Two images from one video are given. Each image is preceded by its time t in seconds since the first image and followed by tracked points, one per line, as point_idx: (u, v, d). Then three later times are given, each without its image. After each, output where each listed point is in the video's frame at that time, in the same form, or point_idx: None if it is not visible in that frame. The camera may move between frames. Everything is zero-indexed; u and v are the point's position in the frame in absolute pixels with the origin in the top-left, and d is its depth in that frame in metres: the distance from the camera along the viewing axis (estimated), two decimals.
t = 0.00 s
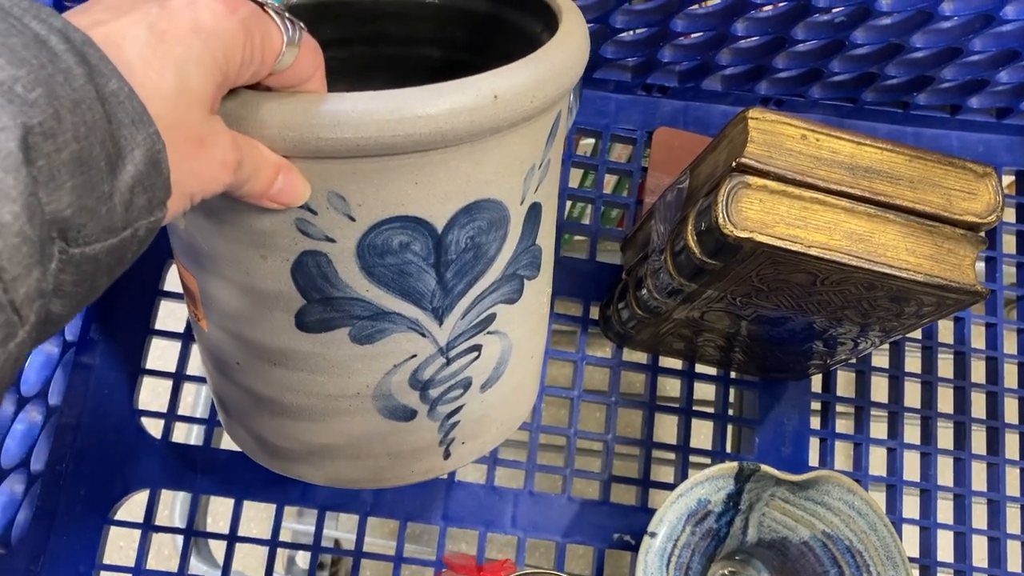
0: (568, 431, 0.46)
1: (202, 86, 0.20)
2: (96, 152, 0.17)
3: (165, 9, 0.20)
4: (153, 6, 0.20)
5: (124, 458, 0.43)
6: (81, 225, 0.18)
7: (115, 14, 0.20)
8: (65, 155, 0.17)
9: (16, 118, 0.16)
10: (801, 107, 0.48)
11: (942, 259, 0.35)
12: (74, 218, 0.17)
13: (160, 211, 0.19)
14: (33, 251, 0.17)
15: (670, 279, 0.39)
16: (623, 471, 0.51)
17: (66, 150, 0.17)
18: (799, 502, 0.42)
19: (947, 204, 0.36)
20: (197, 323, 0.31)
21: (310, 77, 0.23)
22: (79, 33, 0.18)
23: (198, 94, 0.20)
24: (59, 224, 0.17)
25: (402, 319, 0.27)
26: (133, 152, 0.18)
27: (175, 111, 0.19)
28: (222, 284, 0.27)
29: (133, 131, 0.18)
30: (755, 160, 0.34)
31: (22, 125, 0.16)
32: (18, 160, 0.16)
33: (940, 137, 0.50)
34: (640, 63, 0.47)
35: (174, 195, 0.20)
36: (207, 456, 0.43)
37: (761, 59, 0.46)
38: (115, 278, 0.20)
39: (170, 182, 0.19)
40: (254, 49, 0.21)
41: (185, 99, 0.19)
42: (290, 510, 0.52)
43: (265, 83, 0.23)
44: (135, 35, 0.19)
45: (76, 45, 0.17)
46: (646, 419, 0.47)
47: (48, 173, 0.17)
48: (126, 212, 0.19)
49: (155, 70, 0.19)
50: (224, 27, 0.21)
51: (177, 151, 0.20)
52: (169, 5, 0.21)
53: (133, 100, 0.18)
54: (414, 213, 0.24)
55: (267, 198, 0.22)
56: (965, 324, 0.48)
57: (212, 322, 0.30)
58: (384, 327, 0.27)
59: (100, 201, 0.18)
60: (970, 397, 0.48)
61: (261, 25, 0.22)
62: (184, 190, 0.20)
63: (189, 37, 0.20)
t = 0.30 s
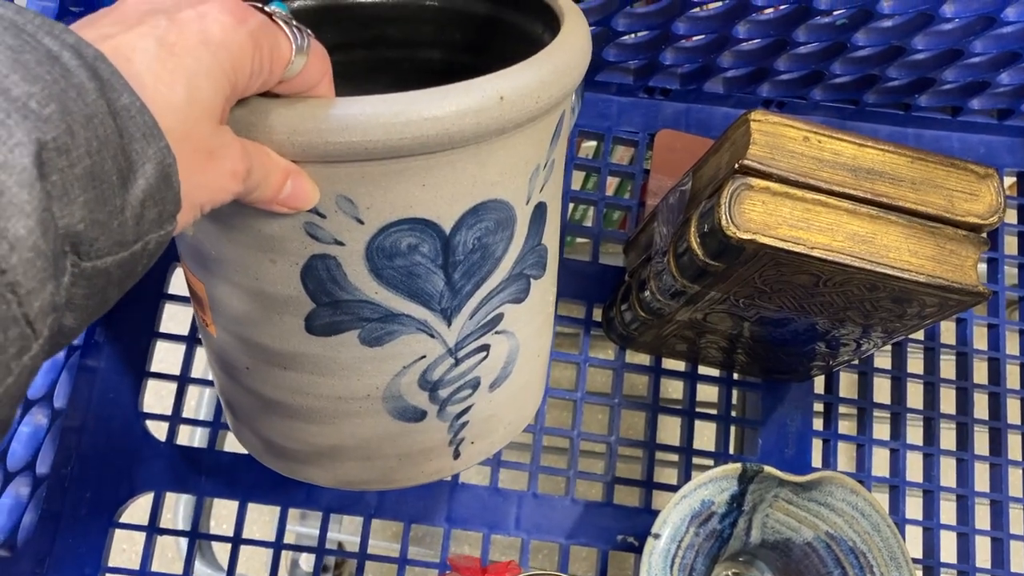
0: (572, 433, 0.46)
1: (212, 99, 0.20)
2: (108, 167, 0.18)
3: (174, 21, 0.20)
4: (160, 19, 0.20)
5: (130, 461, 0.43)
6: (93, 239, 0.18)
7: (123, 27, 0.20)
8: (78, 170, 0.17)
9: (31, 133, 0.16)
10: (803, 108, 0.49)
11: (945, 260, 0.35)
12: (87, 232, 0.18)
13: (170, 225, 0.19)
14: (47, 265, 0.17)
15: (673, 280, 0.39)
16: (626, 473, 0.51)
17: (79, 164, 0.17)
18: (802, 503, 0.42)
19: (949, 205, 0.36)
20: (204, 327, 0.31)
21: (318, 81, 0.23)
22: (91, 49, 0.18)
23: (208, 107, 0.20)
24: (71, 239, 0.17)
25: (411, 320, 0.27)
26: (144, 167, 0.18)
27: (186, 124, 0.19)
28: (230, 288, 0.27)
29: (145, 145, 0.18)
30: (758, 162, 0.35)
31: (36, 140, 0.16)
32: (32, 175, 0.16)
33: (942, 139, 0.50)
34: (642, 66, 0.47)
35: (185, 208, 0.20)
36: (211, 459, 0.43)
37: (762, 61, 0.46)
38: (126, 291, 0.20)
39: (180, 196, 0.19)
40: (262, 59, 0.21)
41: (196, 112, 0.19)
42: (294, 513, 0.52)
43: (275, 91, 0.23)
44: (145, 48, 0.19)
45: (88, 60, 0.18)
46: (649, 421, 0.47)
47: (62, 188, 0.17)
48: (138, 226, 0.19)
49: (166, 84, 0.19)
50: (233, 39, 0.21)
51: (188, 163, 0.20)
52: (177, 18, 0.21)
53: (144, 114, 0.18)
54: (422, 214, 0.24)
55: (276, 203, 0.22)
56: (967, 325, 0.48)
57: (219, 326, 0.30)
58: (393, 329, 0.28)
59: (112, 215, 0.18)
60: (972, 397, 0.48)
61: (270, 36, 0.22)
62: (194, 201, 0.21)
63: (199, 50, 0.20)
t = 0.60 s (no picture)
0: (572, 436, 0.46)
1: (213, 108, 0.20)
2: (111, 176, 0.18)
3: (175, 31, 0.20)
4: (161, 28, 0.20)
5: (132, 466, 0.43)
6: (95, 247, 0.18)
7: (124, 38, 0.20)
8: (81, 180, 0.17)
9: (34, 144, 0.16)
10: (801, 111, 0.49)
11: (943, 262, 0.35)
12: (89, 241, 0.18)
13: (171, 233, 0.20)
14: (50, 274, 0.17)
15: (673, 283, 0.39)
16: (627, 476, 0.51)
17: (82, 174, 0.17)
18: (803, 505, 0.42)
19: (947, 207, 0.36)
20: (206, 332, 0.31)
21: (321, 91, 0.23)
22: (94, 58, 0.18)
23: (208, 116, 0.20)
24: (74, 247, 0.18)
25: (413, 326, 0.28)
26: (146, 175, 0.18)
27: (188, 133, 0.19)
28: (232, 294, 0.27)
29: (147, 154, 0.18)
30: (757, 165, 0.35)
31: (39, 150, 0.16)
32: (36, 185, 0.16)
33: (941, 141, 0.50)
34: (642, 70, 0.47)
35: (186, 215, 0.20)
36: (214, 464, 0.44)
37: (761, 65, 0.46)
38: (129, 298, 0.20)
39: (182, 205, 0.20)
40: (263, 68, 0.21)
41: (196, 122, 0.20)
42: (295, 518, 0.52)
43: (277, 100, 0.22)
44: (146, 58, 0.19)
45: (91, 69, 0.18)
46: (649, 424, 0.47)
47: (65, 198, 0.17)
48: (139, 233, 0.19)
49: (167, 94, 0.19)
50: (234, 48, 0.21)
51: (190, 172, 0.20)
52: (178, 27, 0.21)
53: (146, 123, 0.18)
54: (424, 221, 0.25)
55: (278, 210, 0.22)
56: (967, 326, 0.48)
57: (222, 332, 0.30)
58: (396, 335, 0.28)
59: (114, 224, 0.18)
60: (973, 399, 0.48)
61: (272, 44, 0.22)
62: (196, 210, 0.21)
63: (200, 59, 0.20)
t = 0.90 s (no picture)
0: (571, 446, 0.45)
1: (231, 152, 0.19)
2: (121, 238, 0.17)
3: (193, 71, 0.20)
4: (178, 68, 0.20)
5: (123, 481, 0.42)
6: (103, 311, 0.17)
7: (139, 80, 0.19)
8: (88, 246, 0.17)
9: (37, 211, 0.16)
10: (800, 115, 0.48)
11: (946, 267, 0.35)
12: (96, 306, 0.17)
13: (180, 289, 0.19)
14: (50, 342, 0.16)
15: (671, 290, 0.39)
16: (626, 485, 0.50)
17: (90, 239, 0.16)
18: (805, 515, 0.41)
19: (949, 211, 0.35)
20: (199, 340, 0.30)
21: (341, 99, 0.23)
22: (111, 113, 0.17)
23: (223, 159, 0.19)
24: (80, 313, 0.17)
25: (417, 336, 0.27)
26: (155, 239, 0.18)
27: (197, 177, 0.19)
28: (228, 300, 0.26)
29: (160, 216, 0.18)
30: (755, 170, 0.34)
31: (41, 218, 0.16)
32: (37, 253, 0.16)
33: (940, 143, 0.49)
34: (637, 74, 0.47)
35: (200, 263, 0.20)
36: (206, 478, 0.43)
37: (758, 67, 0.46)
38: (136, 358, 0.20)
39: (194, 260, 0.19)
40: (283, 104, 0.20)
41: (208, 168, 0.19)
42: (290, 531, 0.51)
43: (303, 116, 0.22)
44: (160, 103, 0.19)
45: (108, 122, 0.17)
46: (649, 433, 0.46)
47: (70, 264, 0.16)
48: (148, 294, 0.18)
49: (184, 146, 0.18)
50: (255, 86, 0.20)
51: (201, 217, 0.19)
52: (198, 65, 0.20)
53: (163, 182, 0.18)
54: (434, 233, 0.24)
55: (290, 223, 0.22)
56: (969, 331, 0.48)
57: (215, 338, 0.29)
58: (398, 345, 0.27)
59: (123, 286, 0.17)
60: (975, 404, 0.47)
61: (296, 77, 0.21)
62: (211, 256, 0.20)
63: (217, 101, 0.19)
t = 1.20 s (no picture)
0: (568, 456, 0.46)
1: (245, 246, 0.18)
2: (129, 302, 0.17)
3: (225, 155, 0.18)
4: (207, 147, 0.18)
5: (124, 495, 0.43)
6: (108, 377, 0.17)
7: (165, 159, 0.17)
8: (97, 310, 0.16)
9: (40, 274, 0.15)
10: (792, 127, 0.49)
11: (936, 278, 0.35)
12: (101, 371, 0.17)
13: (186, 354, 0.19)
14: (52, 409, 0.16)
15: (665, 302, 0.39)
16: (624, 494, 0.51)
17: (97, 304, 0.16)
18: (800, 523, 0.42)
19: (938, 223, 0.36)
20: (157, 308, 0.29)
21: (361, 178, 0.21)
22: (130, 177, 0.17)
23: (232, 254, 0.18)
24: (85, 378, 0.16)
25: (376, 360, 0.27)
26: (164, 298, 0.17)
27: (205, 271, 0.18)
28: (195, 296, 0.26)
29: (167, 280, 0.17)
30: (746, 185, 0.35)
31: (43, 279, 0.15)
32: (41, 316, 0.15)
33: (931, 154, 0.50)
34: (631, 89, 0.47)
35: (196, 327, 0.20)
36: (207, 491, 0.43)
37: (750, 81, 0.46)
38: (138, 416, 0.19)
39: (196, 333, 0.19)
40: (299, 187, 0.19)
41: (218, 263, 0.18)
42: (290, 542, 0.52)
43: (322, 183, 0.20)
44: (183, 199, 0.17)
45: (125, 191, 0.16)
46: (645, 443, 0.46)
47: (76, 330, 0.16)
48: (154, 357, 0.18)
49: (202, 240, 0.18)
50: (283, 179, 0.19)
51: (207, 305, 0.18)
52: (229, 148, 0.18)
53: (173, 259, 0.17)
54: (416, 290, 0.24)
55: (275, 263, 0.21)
56: (962, 339, 0.48)
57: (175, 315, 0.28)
58: (355, 364, 0.27)
59: (129, 351, 0.17)
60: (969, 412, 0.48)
61: (321, 163, 0.19)
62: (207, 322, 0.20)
63: (243, 198, 0.18)
